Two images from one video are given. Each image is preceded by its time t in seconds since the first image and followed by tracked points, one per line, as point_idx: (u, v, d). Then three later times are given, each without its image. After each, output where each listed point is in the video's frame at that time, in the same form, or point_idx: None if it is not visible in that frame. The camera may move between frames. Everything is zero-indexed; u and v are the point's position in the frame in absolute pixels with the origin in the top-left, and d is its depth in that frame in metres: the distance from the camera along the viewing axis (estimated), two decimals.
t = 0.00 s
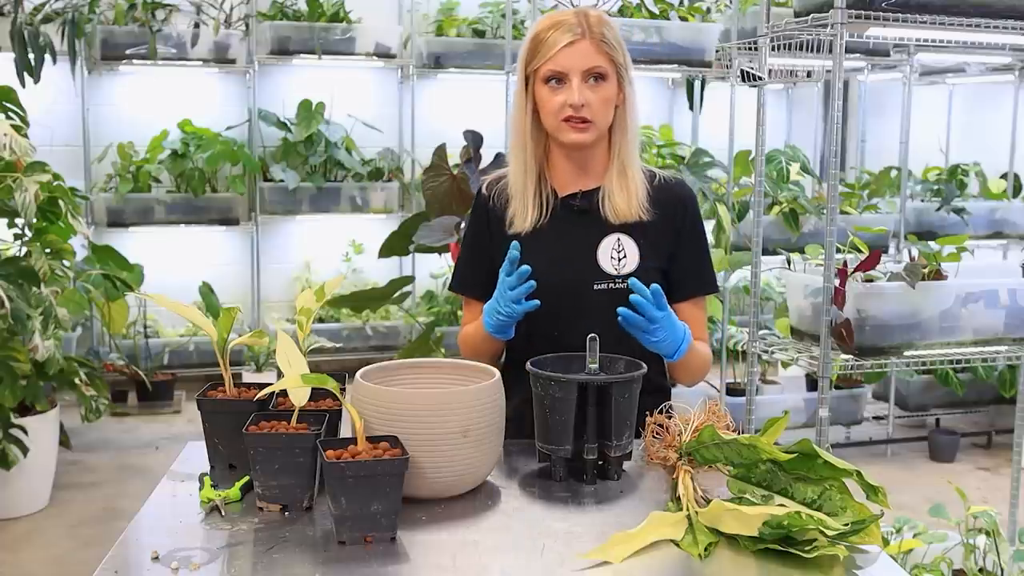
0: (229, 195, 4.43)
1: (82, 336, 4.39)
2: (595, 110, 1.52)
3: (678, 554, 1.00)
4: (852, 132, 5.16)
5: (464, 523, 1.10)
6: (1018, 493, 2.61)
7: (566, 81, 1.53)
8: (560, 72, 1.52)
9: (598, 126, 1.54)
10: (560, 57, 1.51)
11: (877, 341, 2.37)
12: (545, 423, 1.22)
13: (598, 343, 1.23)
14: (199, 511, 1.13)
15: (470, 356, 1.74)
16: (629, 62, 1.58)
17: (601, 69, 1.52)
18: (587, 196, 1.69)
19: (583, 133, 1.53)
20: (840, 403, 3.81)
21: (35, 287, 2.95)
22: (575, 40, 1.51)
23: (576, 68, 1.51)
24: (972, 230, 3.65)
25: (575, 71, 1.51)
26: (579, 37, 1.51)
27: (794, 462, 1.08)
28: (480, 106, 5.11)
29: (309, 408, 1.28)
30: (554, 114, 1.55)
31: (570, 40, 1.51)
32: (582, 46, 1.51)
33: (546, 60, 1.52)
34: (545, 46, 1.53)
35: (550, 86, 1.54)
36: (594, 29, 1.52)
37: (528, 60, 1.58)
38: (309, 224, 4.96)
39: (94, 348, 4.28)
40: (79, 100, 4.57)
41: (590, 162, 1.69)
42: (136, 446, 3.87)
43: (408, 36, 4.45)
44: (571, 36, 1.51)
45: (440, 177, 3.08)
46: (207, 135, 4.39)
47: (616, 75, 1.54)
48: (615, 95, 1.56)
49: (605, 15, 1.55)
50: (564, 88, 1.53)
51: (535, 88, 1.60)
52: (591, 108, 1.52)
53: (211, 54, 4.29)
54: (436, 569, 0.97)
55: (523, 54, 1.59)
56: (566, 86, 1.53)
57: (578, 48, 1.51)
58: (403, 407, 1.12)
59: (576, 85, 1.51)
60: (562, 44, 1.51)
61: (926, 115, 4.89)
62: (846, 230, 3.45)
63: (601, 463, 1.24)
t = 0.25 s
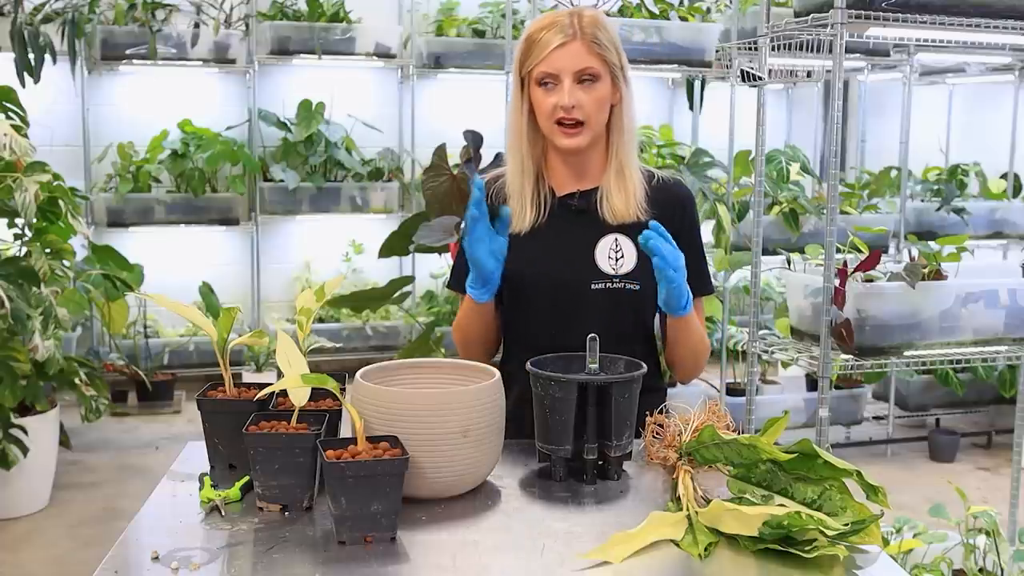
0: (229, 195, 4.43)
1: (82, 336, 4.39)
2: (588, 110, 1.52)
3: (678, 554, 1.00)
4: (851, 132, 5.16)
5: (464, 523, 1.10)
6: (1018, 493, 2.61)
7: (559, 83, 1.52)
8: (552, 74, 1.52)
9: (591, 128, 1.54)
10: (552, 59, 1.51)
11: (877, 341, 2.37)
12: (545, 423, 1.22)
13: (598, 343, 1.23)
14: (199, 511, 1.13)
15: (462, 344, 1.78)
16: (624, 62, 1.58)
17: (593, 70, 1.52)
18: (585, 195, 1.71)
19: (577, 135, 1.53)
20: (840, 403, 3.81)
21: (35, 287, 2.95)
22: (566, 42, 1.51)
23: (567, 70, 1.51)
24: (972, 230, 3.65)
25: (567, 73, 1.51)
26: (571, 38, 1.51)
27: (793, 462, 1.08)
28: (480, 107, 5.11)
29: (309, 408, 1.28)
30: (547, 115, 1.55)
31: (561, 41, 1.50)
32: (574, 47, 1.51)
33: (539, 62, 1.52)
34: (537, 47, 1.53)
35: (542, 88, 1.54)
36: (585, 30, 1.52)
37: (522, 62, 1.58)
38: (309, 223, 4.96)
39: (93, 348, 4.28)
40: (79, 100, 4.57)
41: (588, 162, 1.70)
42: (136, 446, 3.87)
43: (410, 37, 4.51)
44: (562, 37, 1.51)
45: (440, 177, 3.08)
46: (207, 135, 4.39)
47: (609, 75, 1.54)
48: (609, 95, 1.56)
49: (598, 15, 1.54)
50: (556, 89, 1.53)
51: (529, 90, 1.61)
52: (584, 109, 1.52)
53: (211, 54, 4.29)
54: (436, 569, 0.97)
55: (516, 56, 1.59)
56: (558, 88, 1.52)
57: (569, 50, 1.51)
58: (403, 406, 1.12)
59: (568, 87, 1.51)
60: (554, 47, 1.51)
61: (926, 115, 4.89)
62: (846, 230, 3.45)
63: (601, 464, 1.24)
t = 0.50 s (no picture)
0: (229, 195, 4.43)
1: (82, 337, 4.39)
2: (579, 110, 1.52)
3: (678, 554, 1.00)
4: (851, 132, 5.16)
5: (464, 523, 1.10)
6: (1018, 492, 2.61)
7: (549, 82, 1.53)
8: (543, 73, 1.53)
9: (582, 126, 1.54)
10: (543, 58, 1.52)
11: (877, 341, 2.37)
12: (545, 424, 1.22)
13: (598, 343, 1.23)
14: (199, 511, 1.13)
15: (453, 343, 1.79)
16: (617, 60, 1.58)
17: (584, 69, 1.52)
18: (583, 195, 1.70)
19: (566, 133, 1.53)
20: (840, 403, 3.81)
21: (35, 287, 2.94)
22: (556, 41, 1.51)
23: (557, 69, 1.51)
24: (972, 230, 3.65)
25: (557, 71, 1.51)
26: (561, 37, 1.51)
27: (793, 462, 1.08)
28: (480, 107, 5.11)
29: (309, 408, 1.28)
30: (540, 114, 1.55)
31: (552, 40, 1.51)
32: (563, 45, 1.51)
33: (530, 61, 1.53)
34: (530, 46, 1.53)
35: (535, 87, 1.54)
36: (576, 28, 1.52)
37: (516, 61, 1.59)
38: (309, 223, 4.96)
39: (94, 348, 4.28)
40: (79, 100, 4.57)
41: (585, 162, 1.70)
42: (136, 446, 3.87)
43: (410, 37, 4.50)
44: (553, 36, 1.51)
45: (440, 177, 3.08)
46: (207, 135, 4.39)
47: (600, 74, 1.54)
48: (602, 95, 1.56)
49: (591, 15, 1.54)
50: (548, 88, 1.53)
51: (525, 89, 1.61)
52: (573, 108, 1.52)
53: (211, 54, 4.29)
54: (435, 569, 0.97)
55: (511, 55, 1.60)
56: (549, 86, 1.53)
57: (558, 49, 1.51)
58: (403, 406, 1.12)
59: (558, 86, 1.51)
60: (544, 45, 1.51)
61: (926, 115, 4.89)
62: (846, 230, 3.45)
63: (601, 463, 1.24)
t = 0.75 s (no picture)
0: (229, 195, 4.43)
1: (82, 336, 4.39)
2: (589, 108, 1.52)
3: (678, 554, 1.00)
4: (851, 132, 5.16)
5: (464, 523, 1.10)
6: (1018, 492, 2.61)
7: (561, 79, 1.53)
8: (556, 70, 1.52)
9: (592, 124, 1.54)
10: (556, 55, 1.51)
11: (877, 341, 2.37)
12: (545, 424, 1.22)
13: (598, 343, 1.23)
14: (199, 511, 1.13)
15: (465, 347, 1.67)
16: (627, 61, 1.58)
17: (596, 68, 1.52)
18: (585, 196, 1.70)
19: (576, 131, 1.53)
20: (840, 403, 3.81)
21: (35, 287, 2.94)
22: (570, 39, 1.51)
23: (570, 66, 1.51)
24: (972, 230, 3.65)
25: (569, 69, 1.51)
26: (575, 35, 1.51)
27: (793, 462, 1.08)
28: (480, 107, 5.11)
29: (309, 408, 1.28)
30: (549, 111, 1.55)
31: (566, 38, 1.50)
32: (578, 43, 1.51)
33: (543, 58, 1.52)
34: (543, 43, 1.53)
35: (546, 83, 1.54)
36: (590, 28, 1.52)
37: (528, 58, 1.59)
38: (309, 223, 4.96)
39: (94, 348, 4.28)
40: (79, 100, 4.57)
41: (589, 162, 1.70)
42: (136, 446, 3.87)
43: (410, 37, 4.51)
44: (567, 34, 1.51)
45: (440, 177, 3.08)
46: (207, 135, 4.39)
47: (611, 74, 1.54)
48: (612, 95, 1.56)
49: (605, 15, 1.54)
50: (559, 85, 1.53)
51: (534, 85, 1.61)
52: (585, 106, 1.52)
53: (211, 54, 4.29)
54: (435, 569, 0.97)
55: (523, 51, 1.59)
56: (561, 83, 1.52)
57: (573, 47, 1.50)
58: (403, 406, 1.12)
59: (570, 83, 1.51)
60: (558, 43, 1.51)
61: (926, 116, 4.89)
62: (846, 230, 3.45)
63: (601, 463, 1.24)
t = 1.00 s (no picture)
0: (229, 195, 4.43)
1: (82, 336, 4.39)
2: (603, 105, 1.52)
3: (678, 554, 1.00)
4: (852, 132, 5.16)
5: (464, 523, 1.10)
6: (1018, 493, 2.61)
7: (573, 77, 1.53)
8: (567, 67, 1.52)
9: (604, 122, 1.54)
10: (568, 53, 1.52)
11: (877, 341, 2.37)
12: (544, 424, 1.22)
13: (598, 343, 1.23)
14: (199, 511, 1.13)
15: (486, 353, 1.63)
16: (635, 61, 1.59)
17: (609, 66, 1.52)
18: (593, 197, 1.71)
19: (588, 128, 1.53)
20: (840, 403, 3.81)
21: (35, 287, 2.94)
22: (582, 37, 1.51)
23: (583, 64, 1.51)
24: (972, 230, 3.65)
25: (583, 67, 1.51)
26: (588, 33, 1.51)
27: (793, 462, 1.08)
28: (480, 107, 5.11)
29: (309, 408, 1.28)
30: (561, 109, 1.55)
31: (578, 36, 1.51)
32: (590, 42, 1.51)
33: (555, 55, 1.52)
34: (554, 41, 1.53)
35: (557, 81, 1.54)
36: (601, 26, 1.53)
37: (536, 58, 1.59)
38: (309, 223, 4.96)
39: (94, 348, 4.28)
40: (79, 100, 4.57)
41: (595, 162, 1.70)
42: (136, 446, 3.87)
43: (410, 37, 4.51)
44: (579, 32, 1.51)
45: (440, 177, 3.08)
46: (207, 135, 4.39)
47: (622, 73, 1.55)
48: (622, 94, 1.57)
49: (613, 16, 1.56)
50: (572, 83, 1.53)
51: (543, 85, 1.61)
52: (597, 103, 1.52)
53: (211, 54, 4.29)
54: (436, 569, 0.97)
55: (531, 51, 1.59)
56: (573, 81, 1.53)
57: (585, 45, 1.51)
58: (403, 406, 1.12)
59: (583, 81, 1.51)
60: (569, 41, 1.51)
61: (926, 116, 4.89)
62: (846, 230, 3.45)
63: (601, 463, 1.24)
